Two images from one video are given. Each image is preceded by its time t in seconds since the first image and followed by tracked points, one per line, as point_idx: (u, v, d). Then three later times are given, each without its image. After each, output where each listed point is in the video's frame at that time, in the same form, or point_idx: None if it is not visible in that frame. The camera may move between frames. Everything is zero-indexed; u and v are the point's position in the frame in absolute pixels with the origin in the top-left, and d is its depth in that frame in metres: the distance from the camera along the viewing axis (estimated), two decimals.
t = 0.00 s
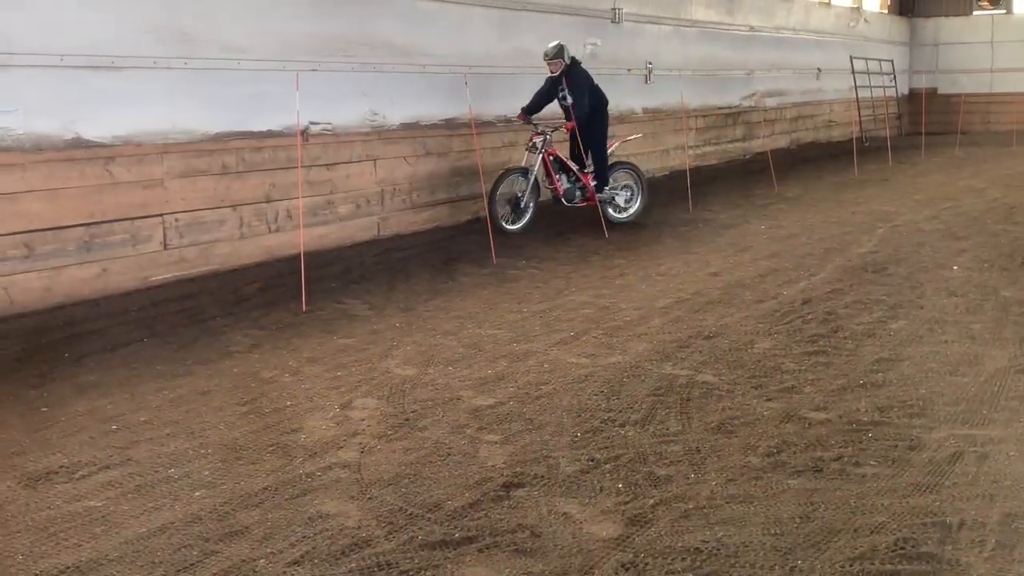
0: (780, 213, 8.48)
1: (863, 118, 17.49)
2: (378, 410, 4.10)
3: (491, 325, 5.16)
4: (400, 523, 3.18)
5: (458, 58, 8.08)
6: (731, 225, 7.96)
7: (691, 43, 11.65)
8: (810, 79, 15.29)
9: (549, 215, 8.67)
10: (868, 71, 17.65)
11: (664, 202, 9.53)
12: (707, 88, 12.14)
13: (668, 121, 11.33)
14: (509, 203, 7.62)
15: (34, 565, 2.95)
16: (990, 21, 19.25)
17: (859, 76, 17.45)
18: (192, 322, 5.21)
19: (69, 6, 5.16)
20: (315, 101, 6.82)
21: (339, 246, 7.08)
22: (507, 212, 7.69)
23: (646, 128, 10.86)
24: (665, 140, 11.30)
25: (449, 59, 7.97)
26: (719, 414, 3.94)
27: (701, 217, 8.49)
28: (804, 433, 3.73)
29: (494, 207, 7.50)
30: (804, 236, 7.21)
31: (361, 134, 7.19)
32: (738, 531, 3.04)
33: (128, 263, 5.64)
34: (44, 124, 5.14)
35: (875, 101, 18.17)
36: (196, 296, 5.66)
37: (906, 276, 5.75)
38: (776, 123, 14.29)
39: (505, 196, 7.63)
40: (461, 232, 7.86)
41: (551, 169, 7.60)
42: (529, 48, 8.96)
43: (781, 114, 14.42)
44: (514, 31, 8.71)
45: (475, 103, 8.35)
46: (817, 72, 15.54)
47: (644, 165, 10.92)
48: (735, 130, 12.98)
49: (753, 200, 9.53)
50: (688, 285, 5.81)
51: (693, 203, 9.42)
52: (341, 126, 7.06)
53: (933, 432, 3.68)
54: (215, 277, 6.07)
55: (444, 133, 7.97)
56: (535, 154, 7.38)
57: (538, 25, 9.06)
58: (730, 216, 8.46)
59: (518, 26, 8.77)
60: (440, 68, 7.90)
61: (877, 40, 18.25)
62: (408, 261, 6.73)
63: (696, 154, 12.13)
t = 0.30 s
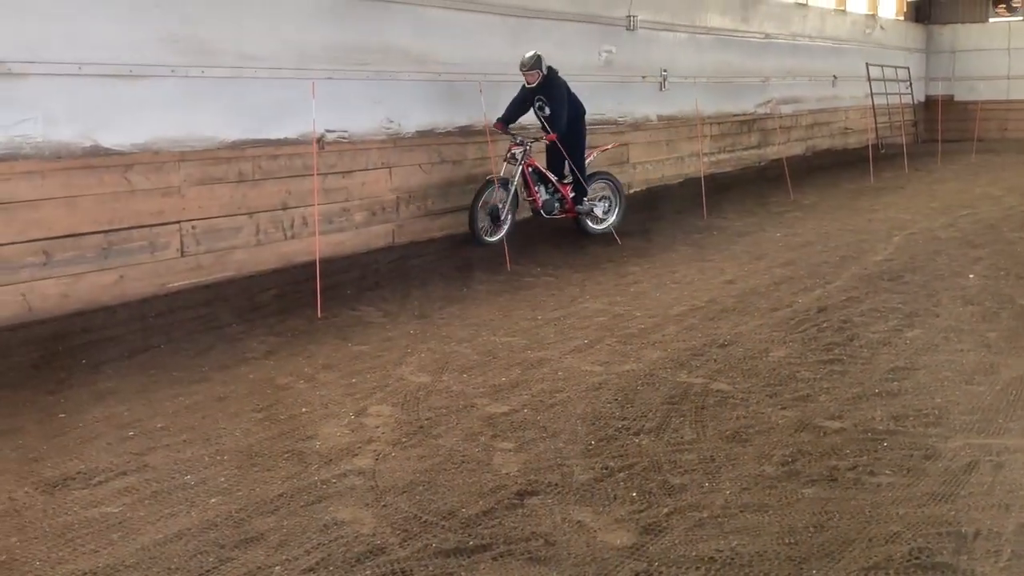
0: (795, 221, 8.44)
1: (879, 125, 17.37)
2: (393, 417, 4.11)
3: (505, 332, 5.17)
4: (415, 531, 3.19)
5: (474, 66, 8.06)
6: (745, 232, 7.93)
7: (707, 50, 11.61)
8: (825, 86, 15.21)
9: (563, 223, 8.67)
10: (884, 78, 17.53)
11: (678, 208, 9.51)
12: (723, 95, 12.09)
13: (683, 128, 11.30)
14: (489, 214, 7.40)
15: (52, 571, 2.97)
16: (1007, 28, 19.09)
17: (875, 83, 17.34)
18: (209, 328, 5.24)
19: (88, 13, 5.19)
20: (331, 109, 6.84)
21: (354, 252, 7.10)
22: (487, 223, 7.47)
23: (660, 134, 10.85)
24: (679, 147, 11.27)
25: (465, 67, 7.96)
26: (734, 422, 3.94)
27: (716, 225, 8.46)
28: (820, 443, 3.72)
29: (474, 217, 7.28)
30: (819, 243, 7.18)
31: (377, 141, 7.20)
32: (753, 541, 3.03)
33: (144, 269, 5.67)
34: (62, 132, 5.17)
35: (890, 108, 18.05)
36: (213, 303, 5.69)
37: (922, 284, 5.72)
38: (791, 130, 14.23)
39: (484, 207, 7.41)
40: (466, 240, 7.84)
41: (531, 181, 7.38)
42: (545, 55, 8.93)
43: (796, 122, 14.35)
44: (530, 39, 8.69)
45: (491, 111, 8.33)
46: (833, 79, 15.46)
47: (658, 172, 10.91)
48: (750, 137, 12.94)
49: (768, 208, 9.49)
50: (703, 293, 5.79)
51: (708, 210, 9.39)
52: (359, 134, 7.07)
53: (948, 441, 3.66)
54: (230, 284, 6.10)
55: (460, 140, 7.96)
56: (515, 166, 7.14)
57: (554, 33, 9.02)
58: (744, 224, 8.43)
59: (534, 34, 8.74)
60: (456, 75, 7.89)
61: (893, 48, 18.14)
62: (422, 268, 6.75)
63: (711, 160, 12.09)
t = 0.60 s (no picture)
0: (815, 224, 8.42)
1: (900, 129, 17.29)
2: (412, 415, 4.13)
3: (524, 333, 5.19)
4: (433, 528, 3.21)
5: (495, 67, 8.08)
6: (765, 235, 7.92)
7: (729, 52, 11.58)
8: (848, 89, 15.20)
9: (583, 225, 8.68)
10: (907, 81, 17.47)
11: (698, 211, 9.51)
12: (744, 97, 12.07)
13: (703, 130, 11.30)
14: (473, 223, 7.17)
15: (75, 563, 3.01)
16: None
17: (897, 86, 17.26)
18: (230, 326, 5.27)
19: (113, 13, 5.24)
20: (354, 109, 6.87)
21: (374, 252, 7.13)
22: (473, 231, 7.24)
23: (681, 136, 10.86)
24: (700, 149, 11.29)
25: (486, 68, 7.98)
26: (753, 424, 3.93)
27: (736, 227, 8.46)
28: (839, 446, 3.71)
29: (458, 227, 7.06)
30: (840, 247, 7.16)
31: (398, 141, 7.23)
32: (771, 542, 3.03)
33: (166, 267, 5.72)
34: (87, 129, 5.22)
35: (912, 112, 17.96)
36: (234, 300, 5.73)
37: (943, 288, 5.70)
38: (812, 133, 14.20)
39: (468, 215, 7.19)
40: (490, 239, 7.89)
41: (515, 184, 7.19)
42: (567, 57, 8.93)
43: (818, 124, 14.34)
44: (551, 40, 8.70)
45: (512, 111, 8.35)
46: (856, 82, 15.42)
47: (678, 174, 10.91)
48: (771, 139, 12.92)
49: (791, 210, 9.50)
50: (723, 295, 5.79)
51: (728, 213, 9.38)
52: (378, 134, 7.09)
53: (969, 445, 3.65)
54: (250, 282, 6.14)
55: (480, 142, 7.97)
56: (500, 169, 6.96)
57: (576, 34, 9.03)
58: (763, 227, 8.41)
59: (556, 35, 8.75)
60: (477, 77, 7.91)
61: (916, 51, 18.04)
62: (441, 268, 6.77)
63: (732, 163, 12.08)
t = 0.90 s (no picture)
0: (833, 225, 8.38)
1: (920, 129, 17.18)
2: (429, 412, 4.14)
3: (541, 331, 5.19)
4: (449, 525, 3.21)
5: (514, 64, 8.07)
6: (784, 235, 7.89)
7: (748, 51, 11.54)
8: (869, 89, 15.14)
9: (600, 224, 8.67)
10: (928, 82, 17.36)
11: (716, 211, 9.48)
12: (764, 97, 12.03)
13: (722, 130, 11.28)
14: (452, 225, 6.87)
15: (94, 554, 3.03)
16: None
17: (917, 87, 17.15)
18: (248, 321, 5.29)
19: (135, 9, 5.27)
20: (373, 106, 6.88)
21: (390, 248, 7.15)
22: (451, 233, 6.93)
23: (700, 135, 10.84)
24: (719, 148, 11.26)
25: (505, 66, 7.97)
26: (770, 425, 3.93)
27: (755, 227, 8.43)
28: (857, 447, 3.70)
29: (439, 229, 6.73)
30: (858, 248, 7.12)
31: (417, 138, 7.23)
32: (788, 543, 3.03)
33: (185, 262, 5.75)
34: (108, 124, 5.25)
35: (932, 113, 17.84)
36: (251, 295, 5.76)
37: (963, 291, 5.67)
38: (831, 134, 14.14)
39: (447, 217, 6.85)
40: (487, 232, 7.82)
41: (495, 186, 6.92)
42: (585, 56, 8.91)
43: (838, 125, 14.28)
44: (571, 38, 8.68)
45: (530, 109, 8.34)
46: (876, 83, 15.35)
47: (697, 173, 10.89)
48: (790, 139, 12.87)
49: (810, 211, 9.48)
50: (741, 295, 5.78)
51: (746, 213, 9.36)
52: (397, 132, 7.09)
53: (988, 448, 3.63)
54: (268, 278, 6.16)
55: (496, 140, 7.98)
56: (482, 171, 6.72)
57: (595, 32, 9.01)
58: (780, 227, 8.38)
59: (575, 33, 8.73)
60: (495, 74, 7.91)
61: (936, 52, 17.92)
62: (457, 265, 6.78)
63: (751, 163, 12.05)
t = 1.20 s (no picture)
0: (849, 225, 8.35)
1: (937, 129, 17.07)
2: (443, 409, 4.15)
3: (555, 329, 5.19)
4: (463, 522, 3.22)
5: (529, 62, 8.07)
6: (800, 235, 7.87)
7: (765, 50, 11.51)
8: (885, 88, 15.08)
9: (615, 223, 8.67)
10: (945, 82, 17.26)
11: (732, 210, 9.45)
12: (780, 96, 12.00)
13: (738, 129, 11.25)
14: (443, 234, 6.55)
15: (110, 549, 3.05)
16: None
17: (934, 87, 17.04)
18: (264, 318, 5.31)
19: (153, 6, 5.29)
20: (389, 103, 6.88)
21: (404, 246, 7.16)
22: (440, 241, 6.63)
23: (715, 135, 10.82)
24: (735, 147, 11.23)
25: (520, 64, 7.97)
26: (785, 424, 3.92)
27: (771, 226, 8.41)
28: (872, 448, 3.69)
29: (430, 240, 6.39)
30: (875, 248, 7.09)
31: (432, 136, 7.23)
32: (802, 543, 3.02)
33: (201, 259, 5.78)
34: (126, 121, 5.28)
35: (949, 113, 17.73)
36: (267, 292, 5.78)
37: (980, 291, 5.64)
38: (847, 133, 14.08)
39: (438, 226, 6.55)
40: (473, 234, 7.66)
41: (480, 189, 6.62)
42: (600, 54, 8.89)
43: (854, 124, 14.22)
44: (586, 36, 8.67)
45: (545, 107, 8.34)
46: (892, 82, 15.27)
47: (712, 172, 10.86)
48: (806, 138, 12.83)
49: (826, 210, 9.45)
50: (756, 294, 5.77)
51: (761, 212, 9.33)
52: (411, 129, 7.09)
53: (1004, 450, 3.62)
54: (283, 275, 6.18)
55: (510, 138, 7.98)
56: (468, 174, 6.42)
57: (611, 30, 8.99)
58: (796, 227, 8.35)
59: (591, 31, 8.72)
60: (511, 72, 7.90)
61: (953, 51, 17.80)
62: (470, 263, 6.79)
63: (766, 163, 12.01)
